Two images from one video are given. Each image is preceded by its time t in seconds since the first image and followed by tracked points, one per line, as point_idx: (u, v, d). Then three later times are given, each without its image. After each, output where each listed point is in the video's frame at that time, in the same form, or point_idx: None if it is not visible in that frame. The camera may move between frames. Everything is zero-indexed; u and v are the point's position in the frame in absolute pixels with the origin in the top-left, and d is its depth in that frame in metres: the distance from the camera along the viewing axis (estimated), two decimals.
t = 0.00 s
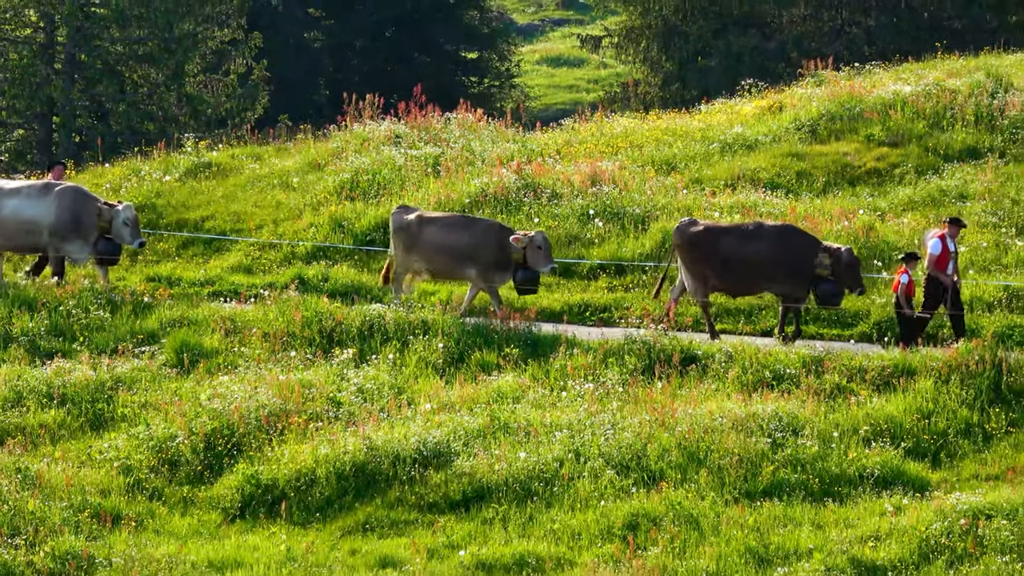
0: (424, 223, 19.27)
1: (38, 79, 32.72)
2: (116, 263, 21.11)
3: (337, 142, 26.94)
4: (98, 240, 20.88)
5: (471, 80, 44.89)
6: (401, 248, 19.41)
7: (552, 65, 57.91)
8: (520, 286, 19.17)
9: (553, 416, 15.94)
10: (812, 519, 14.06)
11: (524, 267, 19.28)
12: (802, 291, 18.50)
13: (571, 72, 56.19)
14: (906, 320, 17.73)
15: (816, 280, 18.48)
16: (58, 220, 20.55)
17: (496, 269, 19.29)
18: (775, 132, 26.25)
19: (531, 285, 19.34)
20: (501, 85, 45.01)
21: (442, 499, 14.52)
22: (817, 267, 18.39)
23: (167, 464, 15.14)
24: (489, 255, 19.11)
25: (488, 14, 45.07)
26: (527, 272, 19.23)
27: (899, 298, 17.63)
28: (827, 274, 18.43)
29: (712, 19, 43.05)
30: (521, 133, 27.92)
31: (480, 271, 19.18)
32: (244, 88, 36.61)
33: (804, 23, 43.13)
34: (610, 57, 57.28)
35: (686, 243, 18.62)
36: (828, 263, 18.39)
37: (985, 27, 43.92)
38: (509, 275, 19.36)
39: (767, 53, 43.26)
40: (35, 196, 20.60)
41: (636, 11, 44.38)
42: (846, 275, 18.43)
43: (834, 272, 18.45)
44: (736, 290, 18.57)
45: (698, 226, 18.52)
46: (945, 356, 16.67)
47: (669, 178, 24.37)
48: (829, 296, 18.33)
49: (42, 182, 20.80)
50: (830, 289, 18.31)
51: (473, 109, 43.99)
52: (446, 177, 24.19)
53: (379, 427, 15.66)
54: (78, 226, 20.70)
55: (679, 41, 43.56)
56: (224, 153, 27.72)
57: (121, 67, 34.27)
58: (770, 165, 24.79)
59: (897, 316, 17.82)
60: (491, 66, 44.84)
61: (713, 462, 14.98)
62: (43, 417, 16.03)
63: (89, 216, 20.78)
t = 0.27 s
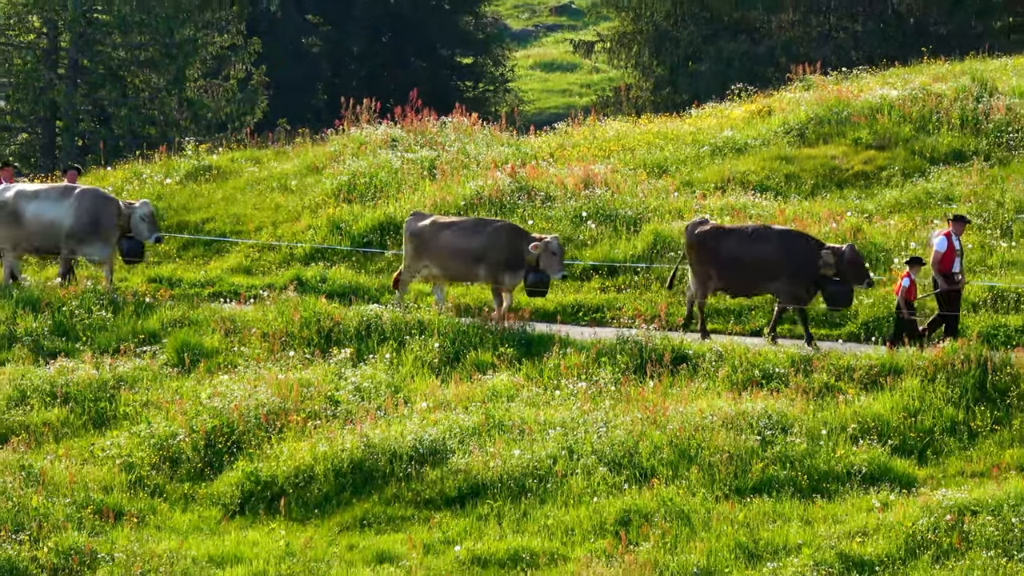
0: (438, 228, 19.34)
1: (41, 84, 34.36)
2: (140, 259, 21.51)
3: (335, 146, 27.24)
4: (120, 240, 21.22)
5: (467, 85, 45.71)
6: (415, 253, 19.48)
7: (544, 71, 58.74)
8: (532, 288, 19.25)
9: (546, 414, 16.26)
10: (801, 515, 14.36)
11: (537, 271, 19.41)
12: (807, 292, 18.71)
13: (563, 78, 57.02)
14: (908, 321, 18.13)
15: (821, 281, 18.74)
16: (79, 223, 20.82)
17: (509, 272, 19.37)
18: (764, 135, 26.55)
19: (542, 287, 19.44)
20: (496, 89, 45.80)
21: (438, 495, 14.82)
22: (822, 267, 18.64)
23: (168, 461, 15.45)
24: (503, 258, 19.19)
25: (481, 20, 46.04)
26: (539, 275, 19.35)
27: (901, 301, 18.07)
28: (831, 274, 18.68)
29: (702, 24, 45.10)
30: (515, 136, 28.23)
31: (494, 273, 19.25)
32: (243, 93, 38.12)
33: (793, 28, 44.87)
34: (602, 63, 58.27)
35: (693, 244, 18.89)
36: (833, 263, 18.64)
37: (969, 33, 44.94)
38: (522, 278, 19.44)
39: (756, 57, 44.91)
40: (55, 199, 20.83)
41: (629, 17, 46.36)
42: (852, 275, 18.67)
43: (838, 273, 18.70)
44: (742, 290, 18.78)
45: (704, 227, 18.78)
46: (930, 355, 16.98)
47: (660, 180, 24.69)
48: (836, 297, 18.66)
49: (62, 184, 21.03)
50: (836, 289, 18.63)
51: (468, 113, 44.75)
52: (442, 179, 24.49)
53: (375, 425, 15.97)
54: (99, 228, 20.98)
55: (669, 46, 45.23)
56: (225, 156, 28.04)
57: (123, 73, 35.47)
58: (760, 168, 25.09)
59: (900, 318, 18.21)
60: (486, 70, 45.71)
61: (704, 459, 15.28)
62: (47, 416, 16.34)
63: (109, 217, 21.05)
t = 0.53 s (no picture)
0: (457, 231, 19.65)
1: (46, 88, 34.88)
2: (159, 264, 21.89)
3: (334, 148, 27.59)
4: (141, 243, 21.64)
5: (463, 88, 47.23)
6: (433, 255, 19.79)
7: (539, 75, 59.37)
8: (547, 290, 19.52)
9: (541, 411, 16.63)
10: (790, 510, 14.71)
11: (552, 272, 19.62)
12: (813, 293, 19.02)
13: (558, 81, 57.71)
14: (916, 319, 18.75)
15: (826, 282, 19.09)
16: (102, 227, 21.22)
17: (525, 274, 19.69)
18: (754, 139, 26.90)
19: (558, 289, 19.67)
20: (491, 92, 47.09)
21: (435, 490, 15.16)
22: (828, 268, 18.98)
23: (171, 457, 15.81)
24: (519, 260, 19.50)
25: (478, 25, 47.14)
26: (554, 278, 19.58)
27: (909, 299, 18.77)
28: (838, 276, 19.03)
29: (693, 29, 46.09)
30: (511, 139, 28.58)
31: (508, 276, 19.60)
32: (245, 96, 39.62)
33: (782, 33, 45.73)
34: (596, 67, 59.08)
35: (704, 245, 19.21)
36: (840, 264, 19.00)
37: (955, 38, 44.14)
38: (537, 279, 19.73)
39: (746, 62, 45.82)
40: (78, 203, 21.19)
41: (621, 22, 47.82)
42: (858, 276, 19.06)
43: (844, 274, 19.07)
44: (751, 291, 19.07)
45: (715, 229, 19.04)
46: (916, 353, 17.34)
47: (652, 183, 25.06)
48: (838, 301, 18.97)
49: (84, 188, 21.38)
50: (838, 293, 18.94)
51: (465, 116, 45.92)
52: (439, 181, 24.83)
53: (374, 421, 16.32)
54: (122, 231, 21.41)
55: (661, 51, 46.51)
56: (226, 158, 28.42)
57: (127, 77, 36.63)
58: (750, 171, 25.44)
59: (909, 316, 18.83)
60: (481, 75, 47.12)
61: (695, 455, 15.63)
62: (52, 413, 16.71)
63: (132, 220, 21.48)
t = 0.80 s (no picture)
0: (479, 234, 19.93)
1: (54, 95, 35.72)
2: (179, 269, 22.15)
3: (335, 153, 27.95)
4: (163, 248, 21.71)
5: (461, 96, 47.70)
6: (456, 258, 20.12)
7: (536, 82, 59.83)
8: (573, 292, 19.79)
9: (538, 409, 16.99)
10: (782, 505, 15.06)
11: (575, 274, 19.88)
12: (823, 295, 19.27)
13: (554, 88, 58.56)
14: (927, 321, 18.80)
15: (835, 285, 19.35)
16: (126, 231, 21.30)
17: (546, 276, 20.02)
18: (746, 143, 27.28)
19: (580, 291, 19.94)
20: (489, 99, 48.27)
21: (434, 487, 15.52)
22: (837, 271, 19.21)
23: (176, 455, 16.16)
24: (541, 263, 19.85)
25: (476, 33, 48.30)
26: (577, 279, 19.85)
27: (920, 302, 18.84)
28: (846, 280, 19.29)
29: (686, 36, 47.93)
30: (508, 144, 28.95)
31: (527, 278, 19.99)
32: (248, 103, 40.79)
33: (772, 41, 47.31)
34: (592, 74, 60.09)
35: (715, 248, 19.34)
36: (848, 268, 19.23)
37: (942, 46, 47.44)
38: (558, 280, 20.06)
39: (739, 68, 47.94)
40: (101, 207, 21.26)
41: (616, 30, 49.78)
42: (867, 281, 19.31)
43: (853, 277, 19.32)
44: (765, 293, 19.27)
45: (729, 232, 19.23)
46: (905, 353, 17.72)
47: (647, 186, 25.44)
48: (842, 303, 19.20)
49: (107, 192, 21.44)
50: (845, 295, 19.20)
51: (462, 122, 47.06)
52: (438, 186, 25.20)
53: (374, 420, 16.68)
54: (145, 235, 21.47)
55: (655, 58, 48.47)
56: (229, 163, 28.80)
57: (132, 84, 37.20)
58: (742, 174, 25.82)
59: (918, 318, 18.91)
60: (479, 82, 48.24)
61: (689, 452, 15.99)
62: (60, 412, 17.08)
63: (154, 225, 21.56)
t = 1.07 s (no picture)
0: (497, 238, 20.26)
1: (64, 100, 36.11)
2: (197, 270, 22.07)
3: (339, 157, 28.26)
4: (180, 251, 21.93)
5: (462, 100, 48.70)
6: (477, 261, 20.48)
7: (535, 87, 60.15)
8: (587, 296, 19.78)
9: (538, 409, 17.30)
10: (777, 503, 15.36)
11: (591, 279, 19.95)
12: (837, 297, 19.45)
13: (554, 92, 58.99)
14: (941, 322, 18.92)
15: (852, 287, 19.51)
16: (144, 235, 21.67)
17: (568, 279, 20.16)
18: (742, 147, 27.59)
19: (596, 296, 19.98)
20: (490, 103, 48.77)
21: (436, 485, 15.82)
22: (852, 274, 19.35)
23: (182, 454, 16.47)
24: (564, 266, 20.01)
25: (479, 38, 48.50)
26: (592, 284, 19.89)
27: (931, 304, 18.92)
28: (861, 282, 19.38)
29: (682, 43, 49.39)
30: (509, 148, 29.25)
31: (551, 281, 20.13)
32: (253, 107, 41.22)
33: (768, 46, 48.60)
34: (590, 78, 60.56)
35: (730, 251, 19.60)
36: (863, 270, 19.34)
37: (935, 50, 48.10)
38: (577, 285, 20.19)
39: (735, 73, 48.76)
40: (121, 211, 21.71)
41: (614, 36, 51.05)
42: (879, 282, 19.39)
43: (868, 280, 19.40)
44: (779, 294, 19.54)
45: (742, 235, 19.51)
46: (899, 353, 18.02)
47: (644, 190, 25.76)
48: (864, 305, 19.45)
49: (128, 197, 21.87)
50: (864, 297, 19.44)
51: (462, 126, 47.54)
52: (439, 189, 25.49)
53: (377, 419, 16.99)
54: (163, 239, 21.80)
55: (652, 63, 49.73)
56: (234, 167, 29.12)
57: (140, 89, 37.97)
58: (738, 178, 26.13)
59: (932, 320, 18.99)
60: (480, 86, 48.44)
61: (686, 451, 16.29)
62: (68, 412, 17.40)
63: (172, 230, 21.86)
